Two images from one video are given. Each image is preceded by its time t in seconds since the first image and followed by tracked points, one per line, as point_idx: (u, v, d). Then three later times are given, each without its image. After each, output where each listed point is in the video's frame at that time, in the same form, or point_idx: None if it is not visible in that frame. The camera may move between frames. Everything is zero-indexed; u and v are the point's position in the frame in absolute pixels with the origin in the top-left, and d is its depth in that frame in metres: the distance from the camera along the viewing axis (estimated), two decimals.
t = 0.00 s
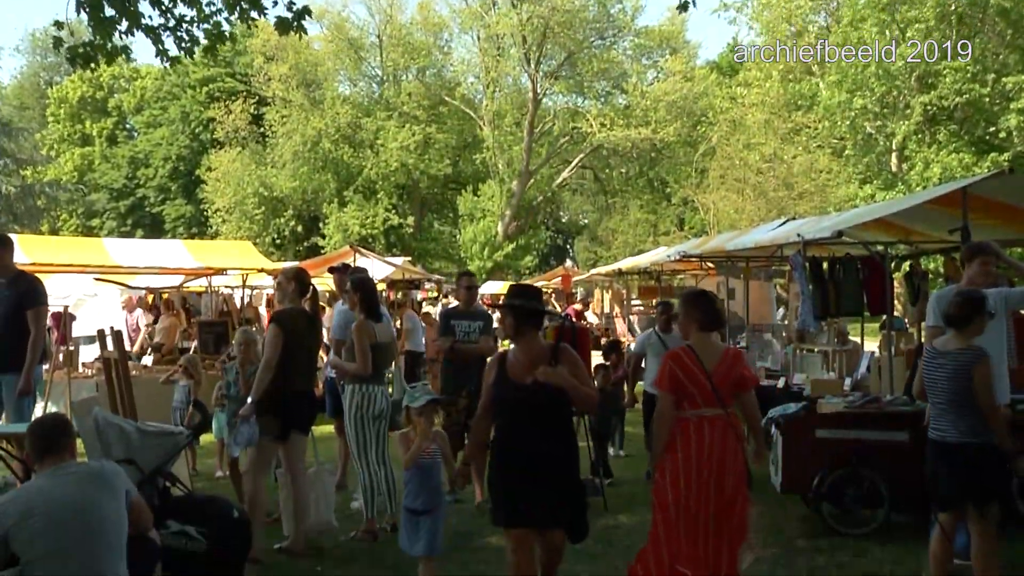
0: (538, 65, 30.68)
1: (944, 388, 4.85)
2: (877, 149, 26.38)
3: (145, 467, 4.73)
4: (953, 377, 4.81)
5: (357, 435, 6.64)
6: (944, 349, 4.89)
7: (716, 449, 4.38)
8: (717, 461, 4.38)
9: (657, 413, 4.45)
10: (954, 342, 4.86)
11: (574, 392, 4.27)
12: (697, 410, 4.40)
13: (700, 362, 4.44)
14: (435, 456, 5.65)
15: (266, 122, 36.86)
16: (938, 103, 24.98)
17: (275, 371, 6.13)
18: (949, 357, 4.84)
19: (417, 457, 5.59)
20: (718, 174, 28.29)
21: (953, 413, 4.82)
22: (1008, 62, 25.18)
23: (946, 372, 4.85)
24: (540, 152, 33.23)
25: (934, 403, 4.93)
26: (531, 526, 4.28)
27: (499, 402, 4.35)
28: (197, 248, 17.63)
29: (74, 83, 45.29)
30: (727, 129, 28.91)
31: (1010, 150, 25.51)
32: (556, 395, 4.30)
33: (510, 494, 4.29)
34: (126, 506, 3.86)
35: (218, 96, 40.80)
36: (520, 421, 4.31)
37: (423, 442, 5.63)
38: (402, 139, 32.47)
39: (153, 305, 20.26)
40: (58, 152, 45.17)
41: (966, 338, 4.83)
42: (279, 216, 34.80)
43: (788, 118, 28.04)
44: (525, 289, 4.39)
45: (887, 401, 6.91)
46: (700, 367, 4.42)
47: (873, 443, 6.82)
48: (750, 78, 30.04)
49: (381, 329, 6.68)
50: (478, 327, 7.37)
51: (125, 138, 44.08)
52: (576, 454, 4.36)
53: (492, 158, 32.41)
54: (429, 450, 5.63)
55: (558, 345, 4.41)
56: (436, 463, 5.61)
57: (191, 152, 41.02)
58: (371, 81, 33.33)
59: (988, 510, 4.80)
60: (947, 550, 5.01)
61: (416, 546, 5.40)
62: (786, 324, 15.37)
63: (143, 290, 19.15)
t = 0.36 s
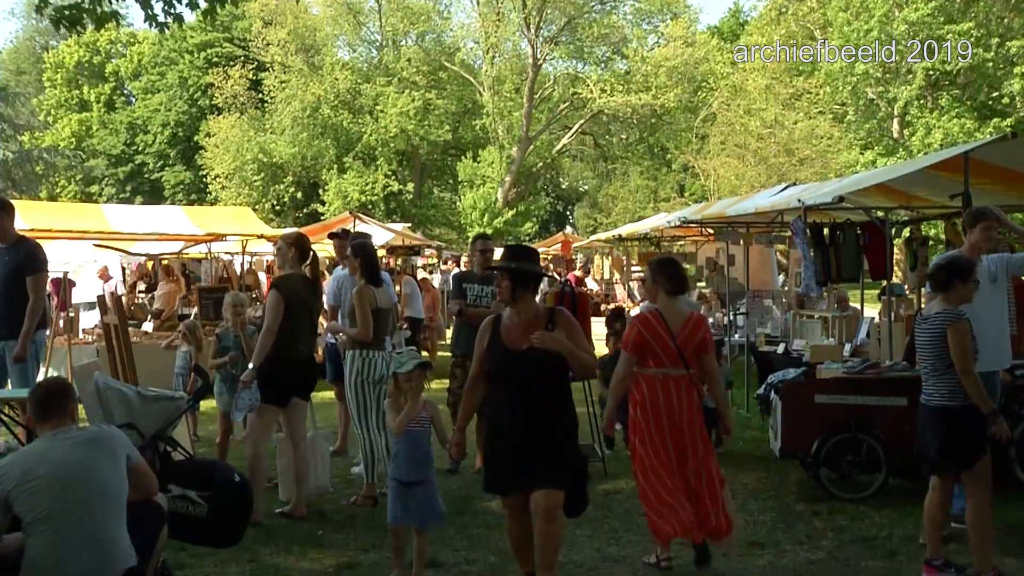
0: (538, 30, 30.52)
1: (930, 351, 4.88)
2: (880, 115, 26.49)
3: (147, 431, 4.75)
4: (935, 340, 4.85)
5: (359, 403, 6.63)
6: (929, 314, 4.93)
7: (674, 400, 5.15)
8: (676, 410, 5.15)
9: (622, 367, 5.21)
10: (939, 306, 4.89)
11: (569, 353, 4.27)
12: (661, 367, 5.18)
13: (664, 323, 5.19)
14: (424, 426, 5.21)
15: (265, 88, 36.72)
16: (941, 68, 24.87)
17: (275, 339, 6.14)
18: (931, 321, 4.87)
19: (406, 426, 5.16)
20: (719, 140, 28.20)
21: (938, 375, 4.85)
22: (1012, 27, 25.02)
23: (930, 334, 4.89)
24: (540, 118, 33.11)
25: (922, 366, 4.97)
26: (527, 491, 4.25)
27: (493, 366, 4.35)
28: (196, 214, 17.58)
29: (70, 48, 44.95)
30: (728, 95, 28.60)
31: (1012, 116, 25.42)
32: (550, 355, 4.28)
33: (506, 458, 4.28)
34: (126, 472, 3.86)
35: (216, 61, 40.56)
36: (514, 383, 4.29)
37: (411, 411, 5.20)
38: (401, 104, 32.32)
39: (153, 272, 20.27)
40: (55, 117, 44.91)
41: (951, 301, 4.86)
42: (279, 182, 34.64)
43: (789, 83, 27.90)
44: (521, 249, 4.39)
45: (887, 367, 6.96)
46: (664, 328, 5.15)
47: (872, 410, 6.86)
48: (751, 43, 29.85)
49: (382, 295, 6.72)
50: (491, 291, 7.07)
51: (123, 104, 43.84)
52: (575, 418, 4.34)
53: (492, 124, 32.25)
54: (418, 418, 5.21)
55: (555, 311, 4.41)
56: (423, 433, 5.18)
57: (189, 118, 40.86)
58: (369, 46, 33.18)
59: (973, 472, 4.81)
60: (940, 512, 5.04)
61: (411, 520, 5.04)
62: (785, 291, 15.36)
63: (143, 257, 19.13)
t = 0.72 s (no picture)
0: (538, 4, 30.23)
1: (936, 326, 4.88)
2: (881, 88, 26.54)
3: (148, 404, 4.75)
4: (941, 315, 4.85)
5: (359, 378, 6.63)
6: (933, 290, 4.92)
7: (653, 373, 5.37)
8: (654, 382, 5.37)
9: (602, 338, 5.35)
10: (942, 281, 4.89)
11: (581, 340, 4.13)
12: (640, 340, 5.37)
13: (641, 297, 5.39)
14: (409, 403, 4.75)
15: (263, 62, 36.65)
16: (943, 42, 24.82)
17: (276, 311, 6.15)
18: (937, 296, 4.87)
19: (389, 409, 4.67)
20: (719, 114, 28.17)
21: (945, 350, 4.86)
22: None
23: (936, 310, 4.88)
24: (540, 92, 33.03)
25: (928, 341, 4.96)
26: (531, 475, 4.12)
27: (499, 342, 4.19)
28: (195, 187, 17.51)
29: (66, 21, 44.67)
30: (728, 69, 28.49)
31: (1015, 89, 25.39)
32: (561, 338, 4.13)
33: (510, 440, 4.15)
34: (126, 449, 3.85)
35: (214, 34, 40.42)
36: (520, 364, 4.14)
37: (394, 387, 4.72)
38: (401, 79, 32.22)
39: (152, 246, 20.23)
40: (52, 91, 44.70)
41: (954, 275, 4.87)
42: (279, 156, 34.47)
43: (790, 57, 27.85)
44: (536, 221, 4.20)
45: (886, 340, 6.94)
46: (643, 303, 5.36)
47: (872, 384, 6.87)
48: (752, 16, 29.72)
49: (382, 269, 6.72)
50: (496, 268, 7.02)
51: (120, 78, 43.66)
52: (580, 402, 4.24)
53: (492, 98, 32.12)
54: (401, 395, 4.72)
55: (566, 291, 4.24)
56: (405, 413, 4.70)
57: (188, 92, 40.82)
58: (368, 20, 33.19)
59: (981, 444, 4.83)
60: (940, 485, 5.05)
61: (390, 508, 4.66)
62: (785, 265, 15.33)
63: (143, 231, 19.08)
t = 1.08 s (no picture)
0: None
1: (948, 307, 4.86)
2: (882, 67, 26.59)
3: (148, 384, 4.76)
4: (953, 295, 4.83)
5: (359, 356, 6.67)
6: (944, 270, 4.90)
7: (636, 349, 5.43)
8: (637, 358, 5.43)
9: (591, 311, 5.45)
10: (954, 261, 4.87)
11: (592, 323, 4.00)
12: (624, 311, 5.49)
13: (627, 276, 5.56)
14: (400, 392, 4.54)
15: (262, 42, 36.59)
16: (944, 20, 24.85)
17: (276, 290, 6.15)
18: (951, 277, 4.85)
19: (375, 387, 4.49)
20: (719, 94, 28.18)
21: (957, 331, 4.84)
22: None
23: (949, 290, 4.85)
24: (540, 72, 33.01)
25: (938, 322, 4.94)
26: (538, 461, 4.02)
27: (504, 325, 4.07)
28: (195, 165, 17.48)
29: None
30: (728, 48, 28.49)
31: (1016, 68, 25.46)
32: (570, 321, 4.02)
33: (515, 424, 4.04)
34: (121, 422, 3.85)
35: (213, 13, 40.32)
36: (528, 346, 4.03)
37: (386, 373, 4.50)
38: (400, 58, 32.16)
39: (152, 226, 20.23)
40: (49, 69, 44.47)
41: (965, 255, 4.84)
42: (279, 135, 34.35)
43: (791, 35, 27.87)
44: (547, 198, 4.10)
45: (886, 319, 6.93)
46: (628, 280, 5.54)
47: (871, 363, 6.86)
48: None
49: (384, 249, 6.69)
50: (492, 248, 7.05)
51: (118, 57, 43.51)
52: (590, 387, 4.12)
53: (492, 78, 32.08)
54: (393, 381, 4.52)
55: (577, 273, 4.13)
56: (397, 401, 4.50)
57: (186, 71, 40.78)
58: None
59: (987, 424, 4.83)
60: (941, 463, 5.07)
61: (379, 495, 4.42)
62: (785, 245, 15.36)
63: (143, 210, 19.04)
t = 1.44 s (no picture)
0: None
1: (951, 294, 4.84)
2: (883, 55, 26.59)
3: (148, 372, 4.76)
4: (961, 282, 4.81)
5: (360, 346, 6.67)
6: (951, 257, 4.89)
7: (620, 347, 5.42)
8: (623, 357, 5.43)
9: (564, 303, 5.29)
10: (961, 250, 4.86)
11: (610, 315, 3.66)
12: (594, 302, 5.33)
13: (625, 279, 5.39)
14: (411, 391, 4.41)
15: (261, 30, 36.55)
16: (945, 9, 24.83)
17: (275, 279, 6.15)
18: (956, 263, 4.84)
19: (380, 381, 4.38)
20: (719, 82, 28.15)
21: (957, 319, 4.83)
22: None
23: (955, 278, 4.84)
24: (540, 60, 32.98)
25: (939, 310, 4.93)
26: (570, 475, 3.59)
27: (515, 330, 3.64)
28: (194, 154, 17.44)
29: None
30: (728, 36, 28.46)
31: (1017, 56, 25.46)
32: (587, 315, 3.63)
33: (538, 437, 3.59)
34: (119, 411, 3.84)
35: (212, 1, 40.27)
36: (543, 348, 3.62)
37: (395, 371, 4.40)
38: (400, 46, 32.12)
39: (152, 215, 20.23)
40: (48, 58, 44.34)
41: (971, 244, 4.84)
42: (278, 124, 34.34)
43: (792, 24, 27.85)
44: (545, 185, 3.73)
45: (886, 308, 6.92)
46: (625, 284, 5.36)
47: (871, 353, 6.86)
48: None
49: (390, 239, 6.70)
50: (482, 235, 7.01)
51: (117, 45, 43.44)
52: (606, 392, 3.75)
53: (492, 67, 32.06)
54: (405, 381, 4.40)
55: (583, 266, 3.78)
56: (407, 400, 4.38)
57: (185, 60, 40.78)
58: None
59: (984, 413, 4.83)
60: (939, 453, 5.06)
61: (389, 499, 4.26)
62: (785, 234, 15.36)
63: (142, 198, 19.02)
